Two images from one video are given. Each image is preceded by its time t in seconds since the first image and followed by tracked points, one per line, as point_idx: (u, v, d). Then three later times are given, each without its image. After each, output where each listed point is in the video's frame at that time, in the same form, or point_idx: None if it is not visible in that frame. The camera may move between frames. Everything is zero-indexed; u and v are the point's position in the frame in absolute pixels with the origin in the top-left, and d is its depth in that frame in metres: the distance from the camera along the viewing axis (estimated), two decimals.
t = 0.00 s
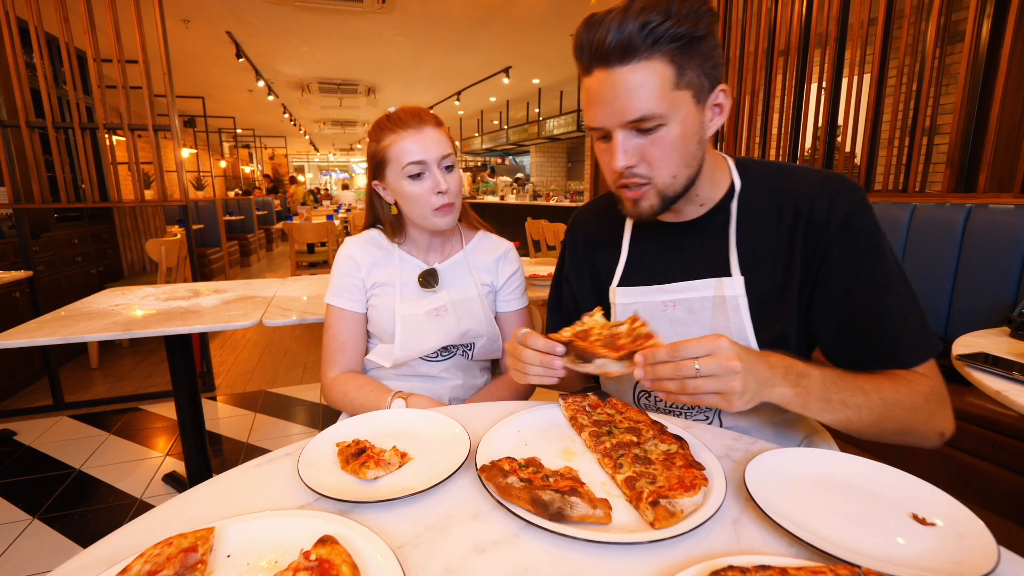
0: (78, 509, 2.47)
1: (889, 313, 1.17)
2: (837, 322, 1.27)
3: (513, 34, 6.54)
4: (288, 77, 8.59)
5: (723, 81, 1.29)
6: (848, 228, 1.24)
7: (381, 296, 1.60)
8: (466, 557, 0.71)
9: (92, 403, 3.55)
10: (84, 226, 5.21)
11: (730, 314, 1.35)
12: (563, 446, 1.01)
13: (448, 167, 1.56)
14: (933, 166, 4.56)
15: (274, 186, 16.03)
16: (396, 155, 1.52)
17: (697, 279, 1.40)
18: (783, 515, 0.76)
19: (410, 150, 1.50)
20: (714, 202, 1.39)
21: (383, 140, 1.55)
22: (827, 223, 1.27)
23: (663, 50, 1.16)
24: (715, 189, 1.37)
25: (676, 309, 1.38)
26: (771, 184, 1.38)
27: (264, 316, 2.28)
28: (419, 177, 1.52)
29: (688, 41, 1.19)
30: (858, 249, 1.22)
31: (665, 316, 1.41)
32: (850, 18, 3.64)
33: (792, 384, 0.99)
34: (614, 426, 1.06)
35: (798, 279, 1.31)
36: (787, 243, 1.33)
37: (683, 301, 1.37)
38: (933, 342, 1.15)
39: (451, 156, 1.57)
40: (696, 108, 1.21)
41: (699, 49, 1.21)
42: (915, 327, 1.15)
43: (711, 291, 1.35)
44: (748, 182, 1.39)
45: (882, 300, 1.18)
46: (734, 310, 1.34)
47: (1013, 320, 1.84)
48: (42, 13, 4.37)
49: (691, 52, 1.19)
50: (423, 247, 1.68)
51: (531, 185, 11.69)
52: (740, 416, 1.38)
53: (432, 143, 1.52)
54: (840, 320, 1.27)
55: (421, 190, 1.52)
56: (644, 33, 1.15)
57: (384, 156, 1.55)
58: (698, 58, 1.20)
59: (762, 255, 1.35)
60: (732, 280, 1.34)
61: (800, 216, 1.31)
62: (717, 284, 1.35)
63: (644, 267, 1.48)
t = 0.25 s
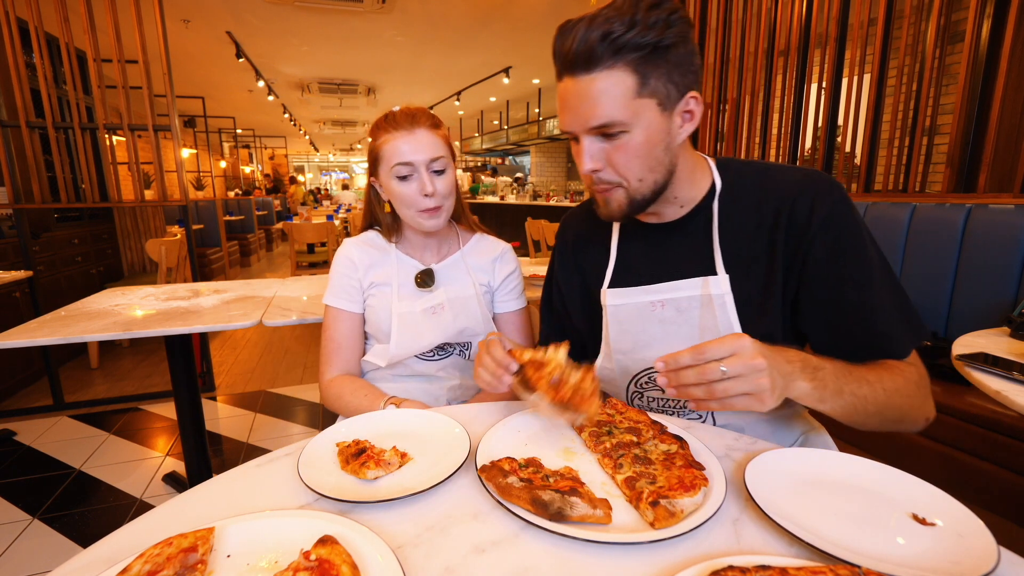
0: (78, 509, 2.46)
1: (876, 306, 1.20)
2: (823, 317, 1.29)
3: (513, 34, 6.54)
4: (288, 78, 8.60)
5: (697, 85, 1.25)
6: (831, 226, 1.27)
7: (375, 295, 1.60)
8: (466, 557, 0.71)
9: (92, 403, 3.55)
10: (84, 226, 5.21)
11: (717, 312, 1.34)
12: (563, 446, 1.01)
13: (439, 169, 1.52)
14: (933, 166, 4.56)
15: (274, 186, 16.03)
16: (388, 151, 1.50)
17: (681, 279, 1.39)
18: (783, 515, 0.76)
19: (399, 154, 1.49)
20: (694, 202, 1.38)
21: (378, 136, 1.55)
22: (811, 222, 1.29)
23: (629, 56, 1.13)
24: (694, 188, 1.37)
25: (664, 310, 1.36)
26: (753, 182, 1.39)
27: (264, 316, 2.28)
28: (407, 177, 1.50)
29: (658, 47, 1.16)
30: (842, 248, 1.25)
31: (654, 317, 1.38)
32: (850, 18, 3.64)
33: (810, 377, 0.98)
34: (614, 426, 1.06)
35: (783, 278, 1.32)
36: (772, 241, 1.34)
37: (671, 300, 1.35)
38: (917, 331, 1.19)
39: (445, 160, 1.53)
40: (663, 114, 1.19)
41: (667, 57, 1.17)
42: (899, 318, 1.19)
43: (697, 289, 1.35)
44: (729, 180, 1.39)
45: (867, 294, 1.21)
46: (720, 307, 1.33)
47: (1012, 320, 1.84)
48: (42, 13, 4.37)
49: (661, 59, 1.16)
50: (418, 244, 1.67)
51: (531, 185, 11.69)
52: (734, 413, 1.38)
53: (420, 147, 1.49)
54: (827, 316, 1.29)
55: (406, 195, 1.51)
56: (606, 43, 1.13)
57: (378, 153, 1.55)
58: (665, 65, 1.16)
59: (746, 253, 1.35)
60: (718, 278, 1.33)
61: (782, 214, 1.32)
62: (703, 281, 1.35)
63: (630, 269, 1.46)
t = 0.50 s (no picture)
0: (78, 508, 2.46)
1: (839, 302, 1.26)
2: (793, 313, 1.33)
3: (513, 33, 6.53)
4: (288, 77, 8.60)
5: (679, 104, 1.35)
6: (800, 225, 1.32)
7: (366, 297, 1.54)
8: (465, 556, 0.71)
9: (92, 402, 3.55)
10: (84, 225, 5.20)
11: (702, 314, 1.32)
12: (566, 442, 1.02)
13: (427, 156, 1.39)
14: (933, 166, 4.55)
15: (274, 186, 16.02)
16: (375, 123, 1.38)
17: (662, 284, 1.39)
18: (781, 514, 0.76)
19: (388, 125, 1.36)
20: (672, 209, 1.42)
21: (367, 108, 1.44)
22: (782, 221, 1.34)
23: (633, 78, 1.17)
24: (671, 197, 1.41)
25: (649, 316, 1.34)
26: (725, 184, 1.43)
27: (263, 316, 2.27)
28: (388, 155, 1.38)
29: (653, 69, 1.21)
30: (809, 246, 1.30)
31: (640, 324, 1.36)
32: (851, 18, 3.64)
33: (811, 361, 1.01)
34: (625, 423, 1.07)
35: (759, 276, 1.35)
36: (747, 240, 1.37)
37: (656, 306, 1.33)
38: (877, 327, 1.25)
39: (438, 144, 1.39)
40: (662, 131, 1.25)
41: (659, 79, 1.24)
42: (857, 314, 1.26)
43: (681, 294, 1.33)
44: (706, 184, 1.43)
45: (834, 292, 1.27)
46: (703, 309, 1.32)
47: (1013, 320, 1.84)
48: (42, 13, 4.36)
49: (655, 80, 1.22)
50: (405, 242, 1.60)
51: (531, 184, 11.68)
52: (726, 411, 1.38)
53: (413, 123, 1.36)
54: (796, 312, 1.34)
55: (384, 173, 1.39)
56: (611, 61, 1.16)
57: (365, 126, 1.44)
58: (659, 86, 1.23)
59: (723, 252, 1.38)
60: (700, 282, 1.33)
61: (759, 214, 1.36)
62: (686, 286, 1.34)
63: (616, 277, 1.45)
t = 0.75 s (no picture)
0: (78, 508, 2.46)
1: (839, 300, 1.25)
2: (793, 312, 1.33)
3: (513, 33, 6.53)
4: (288, 77, 8.60)
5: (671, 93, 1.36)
6: (800, 224, 1.32)
7: (361, 305, 1.54)
8: (465, 557, 0.71)
9: (92, 402, 3.55)
10: (84, 225, 5.20)
11: (700, 313, 1.32)
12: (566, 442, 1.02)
13: (424, 164, 1.39)
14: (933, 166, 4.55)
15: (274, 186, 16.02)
16: (373, 125, 1.37)
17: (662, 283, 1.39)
18: (782, 514, 0.76)
19: (385, 135, 1.35)
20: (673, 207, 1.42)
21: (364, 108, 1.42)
22: (782, 220, 1.34)
23: (629, 59, 1.18)
24: (669, 192, 1.40)
25: (648, 316, 1.34)
26: (725, 184, 1.43)
27: (264, 316, 2.27)
28: (386, 162, 1.38)
29: (647, 53, 1.23)
30: (809, 245, 1.30)
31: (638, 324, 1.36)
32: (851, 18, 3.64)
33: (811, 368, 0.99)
34: (625, 423, 1.07)
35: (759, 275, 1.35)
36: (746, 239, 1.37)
37: (655, 305, 1.34)
38: (879, 325, 1.24)
39: (435, 153, 1.40)
40: (658, 116, 1.26)
41: (654, 63, 1.25)
42: (859, 312, 1.25)
43: (679, 293, 1.33)
44: (705, 184, 1.43)
45: (834, 290, 1.26)
46: (701, 309, 1.32)
47: (1013, 320, 1.84)
48: (42, 13, 4.36)
49: (649, 64, 1.23)
50: (402, 244, 1.63)
51: (531, 184, 11.68)
52: (725, 412, 1.38)
53: (409, 132, 1.36)
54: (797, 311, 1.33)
55: (381, 182, 1.39)
56: (610, 43, 1.16)
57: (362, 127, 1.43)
58: (654, 69, 1.24)
59: (723, 251, 1.38)
60: (699, 282, 1.33)
61: (758, 213, 1.37)
62: (685, 285, 1.34)
63: (615, 276, 1.45)
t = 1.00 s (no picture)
0: (78, 508, 2.46)
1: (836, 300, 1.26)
2: (792, 311, 1.33)
3: (513, 33, 6.53)
4: (288, 77, 8.60)
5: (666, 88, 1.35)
6: (798, 223, 1.32)
7: (357, 309, 1.55)
8: (465, 557, 0.71)
9: (92, 402, 3.55)
10: (84, 225, 5.20)
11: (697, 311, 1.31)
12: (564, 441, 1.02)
13: (416, 168, 1.39)
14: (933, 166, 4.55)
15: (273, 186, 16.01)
16: (361, 131, 1.36)
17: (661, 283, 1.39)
18: (782, 514, 0.76)
19: (376, 141, 1.34)
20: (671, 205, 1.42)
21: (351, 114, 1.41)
22: (780, 219, 1.34)
23: (615, 60, 1.18)
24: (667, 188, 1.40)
25: (646, 314, 1.35)
26: (724, 183, 1.43)
27: (264, 316, 2.27)
28: (376, 168, 1.38)
29: (634, 53, 1.22)
30: (806, 244, 1.30)
31: (637, 322, 1.36)
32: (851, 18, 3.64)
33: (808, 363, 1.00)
34: (625, 423, 1.07)
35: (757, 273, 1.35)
36: (745, 238, 1.37)
37: (653, 305, 1.34)
38: (877, 324, 1.24)
39: (427, 156, 1.38)
40: (649, 115, 1.25)
41: (643, 61, 1.24)
42: (855, 313, 1.26)
43: (677, 292, 1.33)
44: (703, 182, 1.43)
45: (831, 290, 1.27)
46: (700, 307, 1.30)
47: (1013, 320, 1.84)
48: (42, 14, 4.37)
49: (637, 62, 1.22)
50: (396, 247, 1.62)
51: (531, 184, 11.68)
52: (723, 411, 1.38)
53: (398, 137, 1.35)
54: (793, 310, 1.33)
55: (372, 187, 1.38)
56: (594, 45, 1.17)
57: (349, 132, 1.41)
58: (644, 68, 1.23)
59: (722, 249, 1.38)
60: (696, 280, 1.32)
61: (757, 211, 1.36)
62: (681, 284, 1.34)
63: (614, 276, 1.45)
